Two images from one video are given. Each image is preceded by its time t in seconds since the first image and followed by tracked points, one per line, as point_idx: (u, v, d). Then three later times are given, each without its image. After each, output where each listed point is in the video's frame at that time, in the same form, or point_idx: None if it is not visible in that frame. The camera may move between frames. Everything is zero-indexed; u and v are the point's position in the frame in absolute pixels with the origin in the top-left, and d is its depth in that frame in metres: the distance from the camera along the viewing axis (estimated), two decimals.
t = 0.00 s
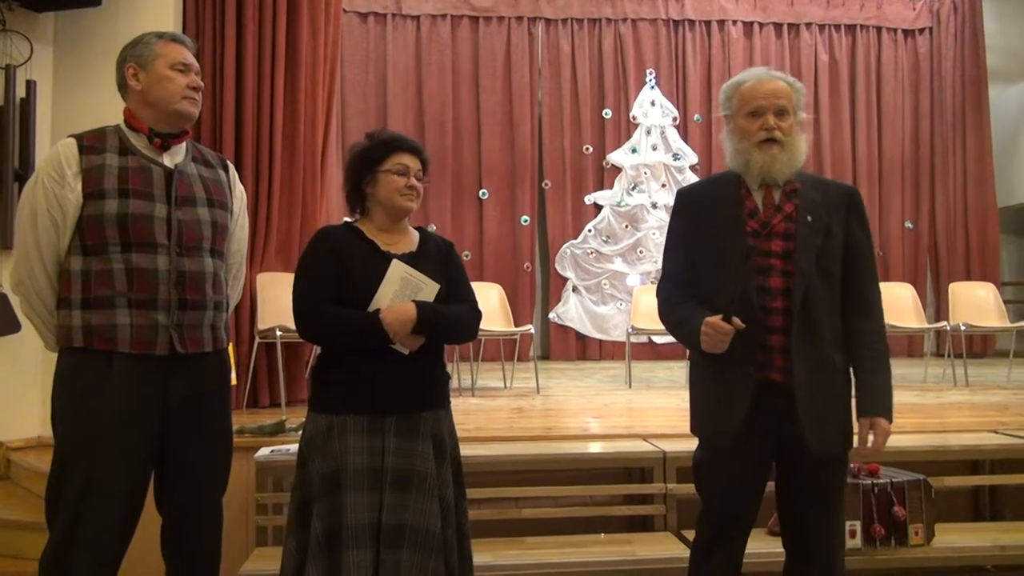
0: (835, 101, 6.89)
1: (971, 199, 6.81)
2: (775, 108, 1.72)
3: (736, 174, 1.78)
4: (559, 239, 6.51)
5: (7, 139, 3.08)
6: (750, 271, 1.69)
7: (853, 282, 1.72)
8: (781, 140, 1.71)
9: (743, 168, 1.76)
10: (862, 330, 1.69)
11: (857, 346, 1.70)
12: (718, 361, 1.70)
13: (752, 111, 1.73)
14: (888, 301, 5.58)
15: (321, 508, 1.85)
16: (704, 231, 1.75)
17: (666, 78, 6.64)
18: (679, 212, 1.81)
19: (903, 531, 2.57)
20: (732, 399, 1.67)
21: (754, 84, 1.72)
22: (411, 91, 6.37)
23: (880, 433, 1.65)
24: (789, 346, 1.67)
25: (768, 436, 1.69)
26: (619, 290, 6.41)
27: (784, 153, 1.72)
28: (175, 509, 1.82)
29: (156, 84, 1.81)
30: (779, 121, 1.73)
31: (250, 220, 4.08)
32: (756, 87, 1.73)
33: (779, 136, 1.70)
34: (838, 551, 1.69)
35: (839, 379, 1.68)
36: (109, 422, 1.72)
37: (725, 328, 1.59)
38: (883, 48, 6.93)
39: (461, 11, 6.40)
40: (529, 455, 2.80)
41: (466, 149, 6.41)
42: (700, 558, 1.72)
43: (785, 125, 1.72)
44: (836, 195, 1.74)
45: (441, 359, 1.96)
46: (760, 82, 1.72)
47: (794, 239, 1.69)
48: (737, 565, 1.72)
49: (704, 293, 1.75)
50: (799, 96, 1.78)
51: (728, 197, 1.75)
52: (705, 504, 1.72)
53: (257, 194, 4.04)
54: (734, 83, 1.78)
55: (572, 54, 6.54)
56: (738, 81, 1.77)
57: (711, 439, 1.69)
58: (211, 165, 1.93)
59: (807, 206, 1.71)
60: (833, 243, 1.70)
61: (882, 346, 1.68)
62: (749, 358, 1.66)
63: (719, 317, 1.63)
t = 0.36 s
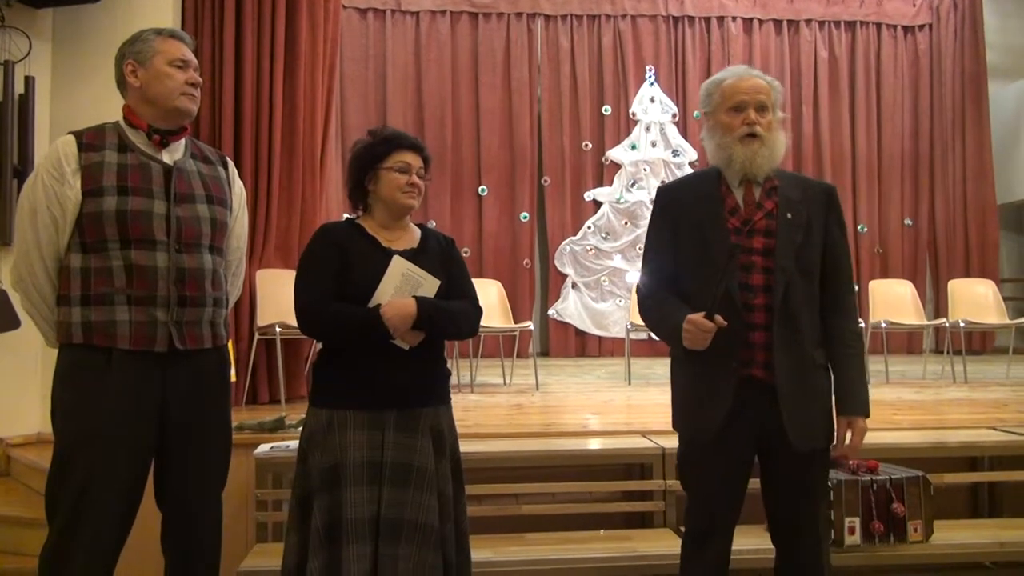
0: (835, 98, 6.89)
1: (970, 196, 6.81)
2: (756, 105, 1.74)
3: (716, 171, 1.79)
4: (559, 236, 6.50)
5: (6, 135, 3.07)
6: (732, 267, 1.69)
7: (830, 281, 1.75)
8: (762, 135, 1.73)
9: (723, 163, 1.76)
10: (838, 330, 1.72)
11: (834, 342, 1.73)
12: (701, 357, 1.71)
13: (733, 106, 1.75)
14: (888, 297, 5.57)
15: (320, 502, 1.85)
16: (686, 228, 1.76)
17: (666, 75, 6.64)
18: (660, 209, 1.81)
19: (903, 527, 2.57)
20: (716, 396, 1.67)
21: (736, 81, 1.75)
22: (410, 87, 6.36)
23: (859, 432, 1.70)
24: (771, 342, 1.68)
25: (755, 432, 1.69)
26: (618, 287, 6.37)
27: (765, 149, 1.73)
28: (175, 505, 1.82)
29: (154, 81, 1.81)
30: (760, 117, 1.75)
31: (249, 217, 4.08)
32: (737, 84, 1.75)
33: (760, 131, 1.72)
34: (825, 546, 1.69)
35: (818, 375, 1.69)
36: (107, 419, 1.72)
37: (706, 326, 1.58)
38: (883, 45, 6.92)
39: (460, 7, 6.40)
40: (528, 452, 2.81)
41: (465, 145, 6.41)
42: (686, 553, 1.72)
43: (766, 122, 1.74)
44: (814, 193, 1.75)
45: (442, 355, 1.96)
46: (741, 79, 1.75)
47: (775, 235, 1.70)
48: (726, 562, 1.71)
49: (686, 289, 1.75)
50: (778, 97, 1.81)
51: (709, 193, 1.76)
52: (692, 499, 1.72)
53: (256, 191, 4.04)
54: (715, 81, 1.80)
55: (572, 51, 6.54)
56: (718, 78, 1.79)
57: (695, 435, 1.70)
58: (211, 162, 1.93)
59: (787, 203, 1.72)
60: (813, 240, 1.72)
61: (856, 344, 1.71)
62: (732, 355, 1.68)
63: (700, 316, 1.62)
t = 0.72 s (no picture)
0: (838, 94, 6.87)
1: (974, 193, 6.79)
2: (741, 104, 1.74)
3: (704, 171, 1.79)
4: (561, 233, 6.50)
5: (8, 133, 3.08)
6: (723, 266, 1.69)
7: (817, 275, 1.76)
8: (748, 135, 1.73)
9: (710, 163, 1.76)
10: (826, 324, 1.74)
11: (821, 336, 1.74)
12: (695, 356, 1.71)
13: (719, 105, 1.75)
14: (892, 295, 5.56)
15: (320, 499, 1.86)
16: (672, 228, 1.76)
17: (669, 71, 6.63)
18: (645, 211, 1.81)
19: (905, 525, 2.57)
20: (710, 396, 1.67)
21: (719, 80, 1.75)
22: (412, 84, 6.36)
23: (846, 424, 1.71)
24: (763, 340, 1.69)
25: (749, 429, 1.69)
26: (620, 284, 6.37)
27: (752, 148, 1.74)
28: (177, 502, 1.83)
29: (157, 79, 1.81)
30: (745, 116, 1.76)
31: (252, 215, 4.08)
32: (721, 83, 1.75)
33: (747, 130, 1.72)
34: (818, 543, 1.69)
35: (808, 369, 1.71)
36: (109, 416, 1.72)
37: (699, 327, 1.59)
38: (887, 41, 6.90)
39: (463, 4, 6.39)
40: (530, 449, 2.81)
41: (468, 143, 6.41)
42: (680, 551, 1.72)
43: (751, 121, 1.75)
44: (798, 189, 1.77)
45: (441, 352, 1.96)
46: (725, 77, 1.75)
47: (764, 233, 1.71)
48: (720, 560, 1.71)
49: (676, 291, 1.75)
50: (760, 96, 1.82)
51: (697, 195, 1.76)
52: (686, 497, 1.72)
53: (259, 188, 4.04)
54: (698, 80, 1.80)
55: (574, 48, 6.53)
56: (702, 77, 1.78)
57: (690, 433, 1.69)
58: (214, 160, 1.93)
59: (774, 201, 1.73)
60: (799, 237, 1.73)
61: (841, 337, 1.74)
62: (727, 354, 1.67)
63: (693, 315, 1.62)
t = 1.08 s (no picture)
0: (844, 92, 6.85)
1: (981, 191, 6.76)
2: (736, 104, 1.74)
3: (698, 171, 1.79)
4: (567, 232, 6.50)
5: (16, 130, 3.08)
6: (724, 266, 1.69)
7: (811, 275, 1.78)
8: (743, 135, 1.73)
9: (705, 163, 1.75)
10: (819, 322, 1.76)
11: (815, 333, 1.76)
12: (698, 357, 1.70)
13: (714, 105, 1.74)
14: (898, 294, 5.54)
15: (327, 498, 1.86)
16: (670, 229, 1.76)
17: (674, 70, 6.62)
18: (642, 212, 1.80)
19: (911, 525, 2.57)
20: (713, 397, 1.67)
21: (713, 80, 1.74)
22: (418, 82, 6.36)
23: (843, 419, 1.73)
24: (765, 339, 1.69)
25: (752, 427, 1.69)
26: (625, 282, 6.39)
27: (746, 148, 1.74)
28: (183, 499, 1.83)
29: (163, 77, 1.81)
30: (739, 116, 1.76)
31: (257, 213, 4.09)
32: (715, 83, 1.75)
33: (742, 131, 1.72)
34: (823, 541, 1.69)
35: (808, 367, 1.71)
36: (116, 413, 1.73)
37: (704, 330, 1.57)
38: (893, 39, 6.88)
39: (468, 2, 6.39)
40: (535, 447, 2.81)
41: (473, 141, 6.41)
42: (685, 553, 1.71)
43: (746, 121, 1.75)
44: (789, 189, 1.79)
45: (442, 349, 1.96)
46: (719, 77, 1.74)
47: (761, 233, 1.72)
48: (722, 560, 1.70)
49: (675, 292, 1.74)
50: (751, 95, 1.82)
51: (694, 195, 1.75)
52: (690, 499, 1.71)
53: (264, 186, 4.04)
54: (690, 79, 1.79)
55: (580, 46, 6.52)
56: (696, 76, 1.77)
57: (693, 434, 1.69)
58: (220, 159, 1.93)
59: (769, 201, 1.75)
60: (794, 236, 1.75)
61: (834, 336, 1.76)
62: (730, 353, 1.67)
63: (697, 318, 1.61)
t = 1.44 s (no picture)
0: (850, 92, 6.84)
1: (987, 191, 6.74)
2: (740, 104, 1.74)
3: (701, 172, 1.79)
4: (571, 231, 6.49)
5: (22, 128, 3.09)
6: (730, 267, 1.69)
7: (811, 277, 1.78)
8: (747, 136, 1.73)
9: (709, 165, 1.75)
10: (819, 323, 1.76)
11: (816, 334, 1.76)
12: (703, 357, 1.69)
13: (718, 106, 1.74)
14: (903, 294, 5.53)
15: (325, 498, 1.86)
16: (674, 230, 1.75)
17: (679, 69, 6.61)
18: (643, 213, 1.80)
19: (916, 526, 2.56)
20: (722, 397, 1.66)
21: (717, 80, 1.74)
22: (423, 81, 6.36)
23: (843, 420, 1.73)
24: (772, 340, 1.69)
25: (756, 426, 1.68)
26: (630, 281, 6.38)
27: (750, 149, 1.74)
28: (191, 495, 1.84)
29: (170, 75, 1.81)
30: (743, 117, 1.76)
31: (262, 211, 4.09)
32: (719, 83, 1.75)
33: (747, 132, 1.72)
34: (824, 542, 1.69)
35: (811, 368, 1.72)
36: (124, 410, 1.73)
37: (718, 333, 1.57)
38: (900, 39, 6.86)
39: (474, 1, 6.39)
40: (538, 447, 2.81)
41: (478, 140, 6.41)
42: (687, 555, 1.70)
43: (749, 122, 1.75)
44: (791, 190, 1.80)
45: (440, 348, 1.97)
46: (723, 78, 1.74)
47: (766, 233, 1.72)
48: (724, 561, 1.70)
49: (678, 293, 1.74)
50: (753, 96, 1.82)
51: (697, 196, 1.75)
52: (693, 500, 1.71)
53: (270, 184, 4.05)
54: (694, 79, 1.79)
55: (585, 45, 6.52)
56: (699, 76, 1.77)
57: (695, 435, 1.68)
58: (227, 156, 1.93)
59: (772, 202, 1.75)
60: (797, 237, 1.75)
61: (832, 337, 1.76)
62: (737, 356, 1.68)
63: (710, 320, 1.61)
